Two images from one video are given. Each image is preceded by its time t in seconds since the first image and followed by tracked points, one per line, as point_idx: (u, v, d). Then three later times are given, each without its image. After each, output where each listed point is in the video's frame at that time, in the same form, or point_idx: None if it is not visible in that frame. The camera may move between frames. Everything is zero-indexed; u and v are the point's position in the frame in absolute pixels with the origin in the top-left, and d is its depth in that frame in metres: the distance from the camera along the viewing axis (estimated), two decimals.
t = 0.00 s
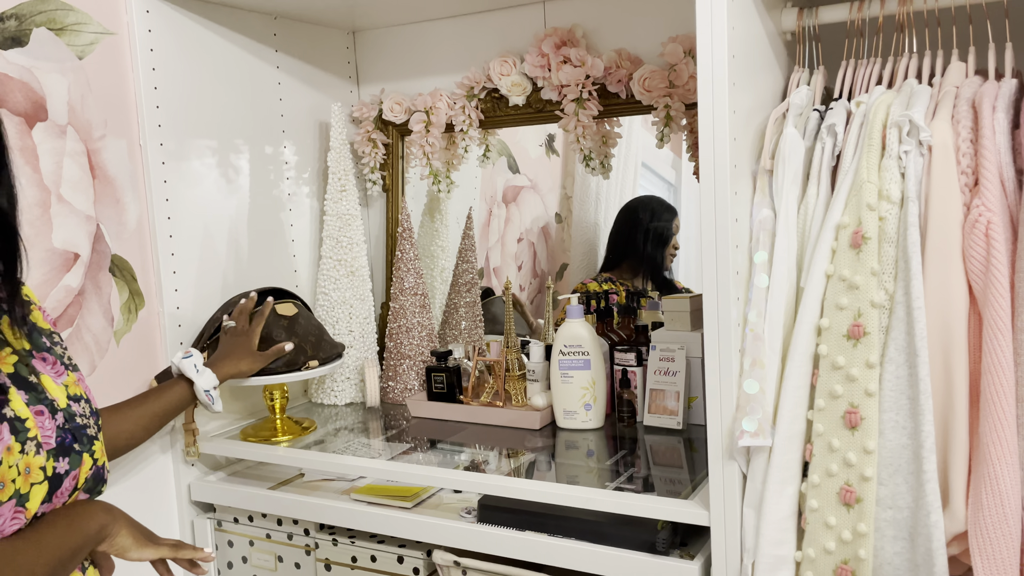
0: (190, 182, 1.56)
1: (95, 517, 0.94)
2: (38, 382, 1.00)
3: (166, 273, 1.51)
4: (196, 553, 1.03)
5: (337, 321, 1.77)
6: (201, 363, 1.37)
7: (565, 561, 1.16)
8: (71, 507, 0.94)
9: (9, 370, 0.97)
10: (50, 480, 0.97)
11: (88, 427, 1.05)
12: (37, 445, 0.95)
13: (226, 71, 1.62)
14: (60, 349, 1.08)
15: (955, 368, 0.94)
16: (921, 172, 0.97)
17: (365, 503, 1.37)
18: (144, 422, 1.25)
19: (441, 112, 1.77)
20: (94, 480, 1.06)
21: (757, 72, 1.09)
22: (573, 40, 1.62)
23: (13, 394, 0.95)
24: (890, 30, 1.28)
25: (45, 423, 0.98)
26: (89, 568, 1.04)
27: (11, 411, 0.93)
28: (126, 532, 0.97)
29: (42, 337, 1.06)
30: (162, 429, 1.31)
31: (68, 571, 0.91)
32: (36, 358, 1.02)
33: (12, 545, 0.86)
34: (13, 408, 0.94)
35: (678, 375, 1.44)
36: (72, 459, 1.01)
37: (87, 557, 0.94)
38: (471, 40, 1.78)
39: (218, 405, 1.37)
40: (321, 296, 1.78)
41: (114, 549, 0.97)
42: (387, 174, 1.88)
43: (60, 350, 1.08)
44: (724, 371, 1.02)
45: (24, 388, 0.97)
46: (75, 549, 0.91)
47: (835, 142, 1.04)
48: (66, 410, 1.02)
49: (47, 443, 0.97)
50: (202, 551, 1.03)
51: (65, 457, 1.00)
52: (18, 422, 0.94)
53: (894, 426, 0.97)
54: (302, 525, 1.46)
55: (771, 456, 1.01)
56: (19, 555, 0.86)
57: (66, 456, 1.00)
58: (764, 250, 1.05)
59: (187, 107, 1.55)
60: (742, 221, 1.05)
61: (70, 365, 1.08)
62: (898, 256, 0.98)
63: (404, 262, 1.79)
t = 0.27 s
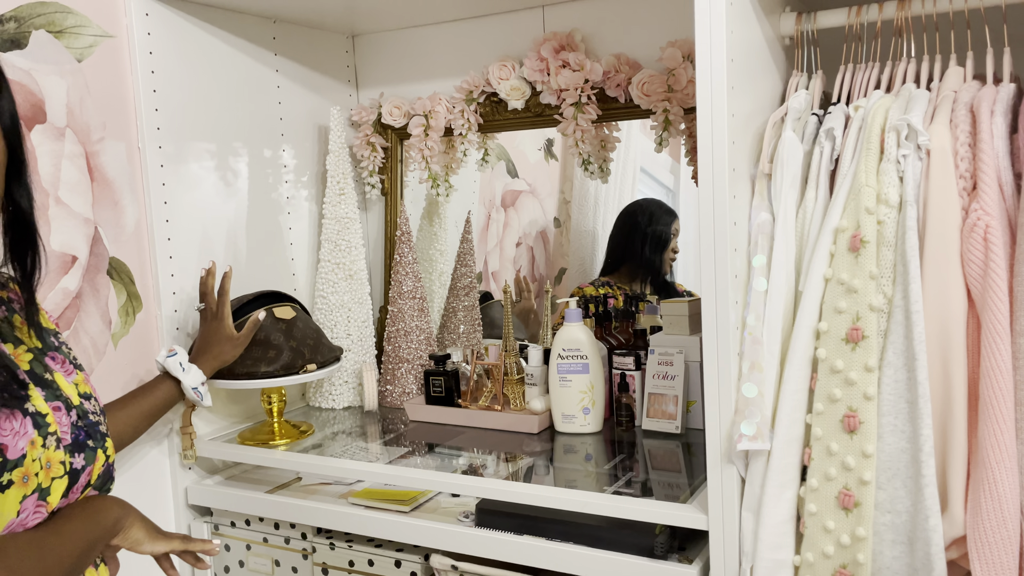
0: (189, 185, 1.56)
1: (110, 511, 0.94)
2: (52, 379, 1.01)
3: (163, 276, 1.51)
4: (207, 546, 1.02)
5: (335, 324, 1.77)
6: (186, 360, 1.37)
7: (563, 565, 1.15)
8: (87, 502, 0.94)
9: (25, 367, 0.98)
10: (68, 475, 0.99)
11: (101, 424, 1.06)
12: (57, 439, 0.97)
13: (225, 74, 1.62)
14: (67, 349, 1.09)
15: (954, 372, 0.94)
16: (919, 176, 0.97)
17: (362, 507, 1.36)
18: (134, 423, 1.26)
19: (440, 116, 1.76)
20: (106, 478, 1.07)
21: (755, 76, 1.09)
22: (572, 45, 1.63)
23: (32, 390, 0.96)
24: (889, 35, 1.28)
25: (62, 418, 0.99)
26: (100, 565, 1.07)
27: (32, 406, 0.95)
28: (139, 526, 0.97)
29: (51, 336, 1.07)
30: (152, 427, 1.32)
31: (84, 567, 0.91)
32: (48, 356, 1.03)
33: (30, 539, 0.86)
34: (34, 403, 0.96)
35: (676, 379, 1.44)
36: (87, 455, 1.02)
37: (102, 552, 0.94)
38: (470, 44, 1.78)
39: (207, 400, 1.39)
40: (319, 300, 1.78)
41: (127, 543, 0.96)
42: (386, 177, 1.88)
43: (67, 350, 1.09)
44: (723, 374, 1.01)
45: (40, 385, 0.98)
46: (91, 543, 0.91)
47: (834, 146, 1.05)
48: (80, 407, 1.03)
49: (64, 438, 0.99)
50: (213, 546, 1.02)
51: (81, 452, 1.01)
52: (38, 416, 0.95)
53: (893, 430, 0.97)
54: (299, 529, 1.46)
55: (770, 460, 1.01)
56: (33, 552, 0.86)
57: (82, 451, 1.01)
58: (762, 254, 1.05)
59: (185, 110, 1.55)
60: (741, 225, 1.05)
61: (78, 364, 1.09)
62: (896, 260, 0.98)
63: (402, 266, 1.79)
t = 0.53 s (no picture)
0: (186, 189, 1.56)
1: (111, 513, 0.94)
2: (51, 380, 1.01)
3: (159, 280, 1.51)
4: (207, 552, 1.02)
5: (331, 328, 1.76)
6: (183, 369, 1.37)
7: (558, 571, 1.15)
8: (86, 505, 0.93)
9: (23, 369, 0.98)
10: (68, 477, 0.98)
11: (100, 426, 1.06)
12: (56, 440, 0.96)
13: (223, 78, 1.62)
14: (66, 351, 1.08)
15: (950, 378, 0.93)
16: (915, 182, 0.97)
17: (358, 512, 1.36)
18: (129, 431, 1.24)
19: (438, 121, 1.76)
20: (106, 480, 1.06)
21: (752, 82, 1.09)
22: (570, 50, 1.63)
23: (30, 391, 0.96)
24: (885, 41, 1.28)
25: (61, 419, 0.98)
26: (99, 568, 1.06)
27: (31, 407, 0.95)
28: (139, 528, 0.97)
29: (50, 339, 1.06)
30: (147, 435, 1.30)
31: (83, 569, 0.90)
32: (47, 359, 1.03)
33: (33, 539, 0.86)
34: (32, 404, 0.95)
35: (673, 385, 1.44)
36: (88, 456, 1.02)
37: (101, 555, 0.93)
38: (468, 49, 1.78)
39: (202, 410, 1.37)
40: (315, 304, 1.78)
41: (127, 545, 0.96)
42: (383, 182, 1.88)
43: (66, 353, 1.09)
44: (719, 380, 1.01)
45: (38, 386, 0.98)
46: (93, 543, 0.91)
47: (830, 152, 1.05)
48: (79, 409, 1.03)
49: (64, 439, 0.98)
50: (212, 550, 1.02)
51: (81, 454, 1.00)
52: (37, 417, 0.95)
53: (889, 436, 0.97)
54: (294, 534, 1.45)
55: (766, 466, 1.01)
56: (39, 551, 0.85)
57: (82, 453, 1.00)
58: (759, 260, 1.05)
59: (182, 113, 1.55)
60: (737, 230, 1.05)
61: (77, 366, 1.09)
62: (892, 266, 0.98)
63: (399, 270, 1.79)
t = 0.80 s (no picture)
0: (183, 191, 1.56)
1: (101, 515, 0.94)
2: (43, 382, 1.01)
3: (157, 282, 1.51)
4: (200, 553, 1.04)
5: (329, 331, 1.76)
6: (184, 372, 1.37)
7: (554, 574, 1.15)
8: (77, 506, 0.94)
9: (14, 371, 0.98)
10: (56, 479, 0.98)
11: (93, 429, 1.06)
12: (43, 442, 0.96)
13: (221, 81, 1.62)
14: (62, 353, 1.08)
15: (945, 382, 0.94)
16: (911, 186, 0.97)
17: (354, 515, 1.36)
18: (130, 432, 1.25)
19: (435, 124, 1.77)
20: (97, 483, 1.07)
21: (749, 86, 1.10)
22: (567, 54, 1.63)
23: (19, 393, 0.96)
24: (881, 46, 1.29)
25: (50, 422, 0.98)
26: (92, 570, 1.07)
27: (18, 409, 0.95)
28: (131, 530, 0.98)
29: (46, 340, 1.06)
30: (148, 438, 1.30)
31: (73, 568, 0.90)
32: (40, 360, 1.03)
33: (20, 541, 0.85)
34: (20, 406, 0.95)
35: (669, 389, 1.44)
36: (77, 459, 1.02)
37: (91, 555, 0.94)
38: (466, 53, 1.79)
39: (204, 413, 1.37)
40: (313, 306, 1.78)
41: (119, 546, 0.97)
42: (381, 185, 1.88)
43: (62, 354, 1.09)
44: (715, 383, 1.01)
45: (28, 388, 0.98)
46: (84, 542, 0.92)
47: (826, 156, 1.05)
48: (71, 411, 1.03)
49: (52, 442, 0.98)
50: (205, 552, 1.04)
51: (70, 456, 1.00)
52: (24, 419, 0.95)
53: (884, 440, 0.97)
54: (290, 537, 1.45)
55: (761, 469, 1.01)
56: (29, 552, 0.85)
57: (71, 455, 1.00)
58: (755, 263, 1.05)
59: (180, 115, 1.55)
60: (733, 234, 1.05)
61: (72, 368, 1.09)
62: (887, 270, 0.98)
63: (397, 273, 1.79)
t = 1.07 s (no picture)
0: (182, 193, 1.56)
1: (98, 515, 0.94)
2: (37, 382, 1.00)
3: (154, 284, 1.50)
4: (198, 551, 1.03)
5: (327, 333, 1.76)
6: (188, 367, 1.37)
7: None
8: (75, 507, 0.93)
9: (9, 371, 0.97)
10: (51, 480, 0.98)
11: (87, 428, 1.05)
12: (38, 443, 0.96)
13: (219, 82, 1.62)
14: (56, 351, 1.08)
15: (943, 385, 0.93)
16: (909, 190, 0.97)
17: (351, 517, 1.36)
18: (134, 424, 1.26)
19: (434, 127, 1.77)
20: (92, 482, 1.06)
21: (747, 89, 1.10)
22: (566, 57, 1.63)
23: (13, 395, 0.95)
24: (880, 50, 1.29)
25: (45, 423, 0.98)
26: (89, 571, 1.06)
27: (13, 410, 0.94)
28: (129, 530, 0.97)
29: (39, 339, 1.06)
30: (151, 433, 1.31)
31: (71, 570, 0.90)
32: (34, 360, 1.02)
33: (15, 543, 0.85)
34: (14, 407, 0.95)
35: (667, 392, 1.44)
36: (71, 460, 1.01)
37: (88, 556, 0.93)
38: (465, 55, 1.79)
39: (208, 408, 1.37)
40: (311, 308, 1.78)
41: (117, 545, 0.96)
42: (379, 187, 1.88)
43: (57, 352, 1.08)
44: (713, 386, 1.01)
45: (22, 389, 0.97)
46: (80, 543, 0.91)
47: (824, 159, 1.05)
48: (66, 410, 1.02)
49: (47, 443, 0.98)
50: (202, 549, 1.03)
51: (65, 457, 1.00)
52: (19, 420, 0.95)
53: (882, 444, 0.97)
54: (287, 540, 1.45)
55: (759, 473, 1.01)
56: (27, 552, 0.85)
57: (65, 456, 1.00)
58: (753, 267, 1.05)
59: (179, 117, 1.55)
60: (731, 237, 1.05)
61: (66, 366, 1.08)
62: (886, 274, 0.98)
63: (395, 275, 1.79)
